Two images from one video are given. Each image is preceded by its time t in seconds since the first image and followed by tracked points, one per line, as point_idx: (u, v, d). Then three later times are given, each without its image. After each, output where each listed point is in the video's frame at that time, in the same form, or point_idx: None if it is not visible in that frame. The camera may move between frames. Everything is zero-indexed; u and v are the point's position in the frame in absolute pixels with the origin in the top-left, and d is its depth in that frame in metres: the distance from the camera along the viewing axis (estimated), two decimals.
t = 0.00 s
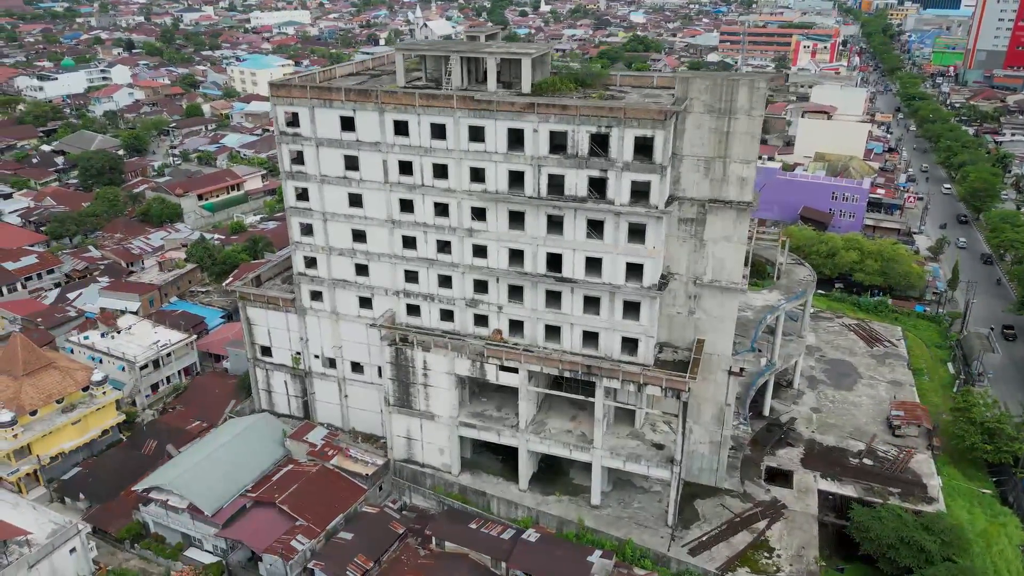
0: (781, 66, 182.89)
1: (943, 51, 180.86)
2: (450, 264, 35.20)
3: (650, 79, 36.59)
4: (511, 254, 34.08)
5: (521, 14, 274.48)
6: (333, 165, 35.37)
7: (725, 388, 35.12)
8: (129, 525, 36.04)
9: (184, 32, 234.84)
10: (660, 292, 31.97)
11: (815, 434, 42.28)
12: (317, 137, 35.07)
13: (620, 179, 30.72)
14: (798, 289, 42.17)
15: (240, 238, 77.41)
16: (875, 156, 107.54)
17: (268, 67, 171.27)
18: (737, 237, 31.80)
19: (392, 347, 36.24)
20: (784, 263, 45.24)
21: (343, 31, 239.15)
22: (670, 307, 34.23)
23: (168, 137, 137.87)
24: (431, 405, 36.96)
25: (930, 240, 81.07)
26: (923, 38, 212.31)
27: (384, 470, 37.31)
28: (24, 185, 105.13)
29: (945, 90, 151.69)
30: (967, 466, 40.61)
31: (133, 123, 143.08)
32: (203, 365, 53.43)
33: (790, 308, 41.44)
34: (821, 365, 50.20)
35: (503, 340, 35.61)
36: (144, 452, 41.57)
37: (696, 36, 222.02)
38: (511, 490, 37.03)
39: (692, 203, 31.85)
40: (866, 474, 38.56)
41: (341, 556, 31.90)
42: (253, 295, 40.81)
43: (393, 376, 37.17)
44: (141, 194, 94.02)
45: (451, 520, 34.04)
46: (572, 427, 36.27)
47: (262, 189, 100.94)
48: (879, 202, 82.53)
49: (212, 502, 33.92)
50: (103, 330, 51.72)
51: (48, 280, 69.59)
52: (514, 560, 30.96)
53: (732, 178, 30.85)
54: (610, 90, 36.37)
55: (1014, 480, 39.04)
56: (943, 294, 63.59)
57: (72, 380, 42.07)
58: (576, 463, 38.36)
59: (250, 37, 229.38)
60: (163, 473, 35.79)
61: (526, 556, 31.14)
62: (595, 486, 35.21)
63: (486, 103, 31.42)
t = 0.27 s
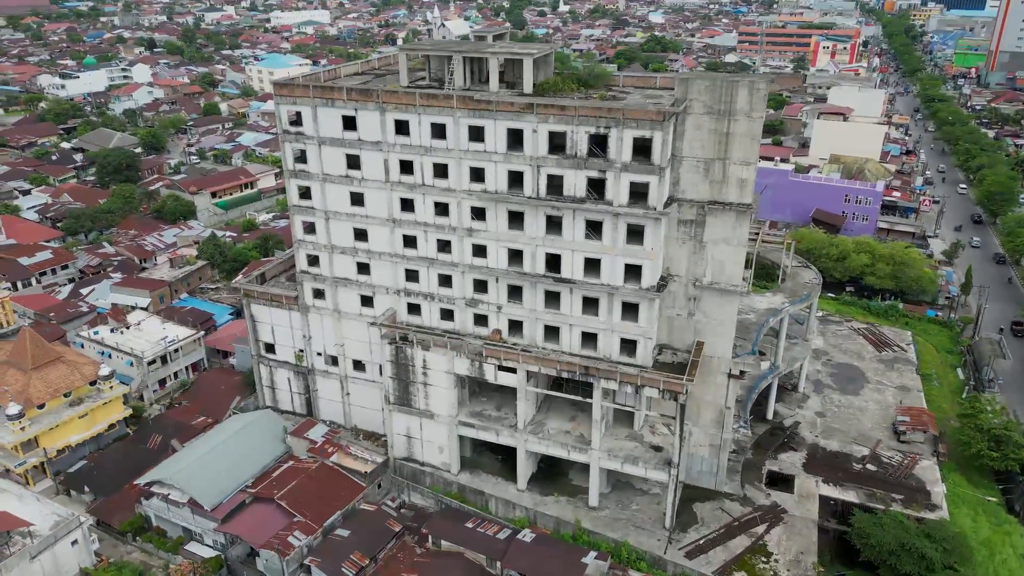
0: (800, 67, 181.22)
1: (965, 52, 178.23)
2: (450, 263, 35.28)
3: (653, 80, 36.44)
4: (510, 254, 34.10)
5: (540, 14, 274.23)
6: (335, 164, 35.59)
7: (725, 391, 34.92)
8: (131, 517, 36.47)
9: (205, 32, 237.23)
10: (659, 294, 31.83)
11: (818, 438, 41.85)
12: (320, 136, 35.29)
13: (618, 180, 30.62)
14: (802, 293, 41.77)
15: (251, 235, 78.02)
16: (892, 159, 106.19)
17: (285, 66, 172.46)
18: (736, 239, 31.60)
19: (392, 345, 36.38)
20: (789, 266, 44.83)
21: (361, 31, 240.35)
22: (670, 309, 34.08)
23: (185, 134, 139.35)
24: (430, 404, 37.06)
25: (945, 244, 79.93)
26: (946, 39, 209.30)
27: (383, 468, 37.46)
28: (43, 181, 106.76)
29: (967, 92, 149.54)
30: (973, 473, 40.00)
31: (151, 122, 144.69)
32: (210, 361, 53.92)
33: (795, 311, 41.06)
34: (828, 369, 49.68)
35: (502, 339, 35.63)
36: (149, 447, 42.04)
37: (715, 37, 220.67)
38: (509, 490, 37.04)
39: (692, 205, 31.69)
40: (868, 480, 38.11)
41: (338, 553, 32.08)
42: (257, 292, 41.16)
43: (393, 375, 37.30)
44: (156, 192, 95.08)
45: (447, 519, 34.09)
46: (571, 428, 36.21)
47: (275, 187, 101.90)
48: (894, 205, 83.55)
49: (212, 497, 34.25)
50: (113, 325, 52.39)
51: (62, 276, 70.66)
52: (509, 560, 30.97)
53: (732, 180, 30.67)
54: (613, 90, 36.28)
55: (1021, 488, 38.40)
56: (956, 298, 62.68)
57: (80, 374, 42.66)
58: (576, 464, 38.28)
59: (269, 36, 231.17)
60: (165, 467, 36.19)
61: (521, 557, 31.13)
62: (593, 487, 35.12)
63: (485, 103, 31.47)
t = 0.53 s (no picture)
0: (817, 68, 179.55)
1: (987, 53, 175.63)
2: (450, 262, 35.35)
3: (656, 80, 36.31)
4: (510, 253, 34.11)
5: (557, 14, 273.97)
6: (337, 162, 35.79)
7: (725, 393, 34.72)
8: (134, 511, 36.89)
9: (224, 31, 239.39)
10: (657, 295, 31.69)
11: (822, 442, 41.45)
12: (322, 135, 35.51)
13: (617, 181, 30.53)
14: (807, 295, 41.45)
15: (262, 233, 78.59)
16: (908, 160, 104.93)
17: (301, 65, 173.54)
18: (736, 241, 31.42)
19: (392, 344, 36.53)
20: (794, 269, 44.51)
21: (379, 30, 241.70)
22: (669, 310, 33.95)
23: (202, 132, 140.75)
24: (430, 402, 37.17)
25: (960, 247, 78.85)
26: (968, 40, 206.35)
27: (382, 465, 37.60)
28: (61, 178, 108.33)
29: (987, 94, 147.38)
30: (979, 480, 39.44)
31: (168, 120, 146.17)
32: (217, 357, 54.37)
33: (798, 314, 40.73)
34: (834, 373, 49.19)
35: (501, 339, 35.66)
36: (154, 441, 42.50)
37: (733, 37, 219.30)
38: (507, 490, 37.06)
39: (691, 206, 31.54)
40: (871, 485, 37.70)
41: (334, 549, 32.26)
42: (261, 289, 41.48)
43: (394, 373, 37.45)
44: (170, 189, 96.07)
45: (444, 518, 34.17)
46: (570, 429, 36.15)
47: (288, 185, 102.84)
48: (909, 208, 82.30)
49: (212, 491, 34.56)
50: (122, 321, 53.00)
51: (76, 272, 71.68)
52: (503, 559, 31.00)
53: (732, 181, 30.49)
54: (615, 91, 36.20)
55: None
56: (968, 303, 61.83)
57: (87, 368, 43.20)
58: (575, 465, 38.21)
59: (287, 36, 232.80)
60: (167, 462, 36.57)
61: (516, 556, 31.11)
62: (591, 488, 35.05)
63: (485, 103, 31.49)
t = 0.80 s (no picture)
0: (835, 69, 177.83)
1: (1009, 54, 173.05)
2: (450, 262, 35.43)
3: (658, 81, 36.21)
4: (510, 254, 34.13)
5: (574, 14, 273.65)
6: (340, 161, 35.99)
7: (725, 396, 34.56)
8: (137, 504, 37.31)
9: (243, 30, 241.32)
10: (656, 296, 31.57)
11: (825, 447, 41.09)
12: (325, 134, 35.70)
13: (616, 181, 30.46)
14: (811, 298, 41.14)
15: (273, 232, 79.13)
16: (924, 162, 103.64)
17: (317, 65, 174.49)
18: (736, 242, 31.27)
19: (392, 342, 36.67)
20: (800, 271, 44.21)
21: (396, 30, 242.51)
22: (669, 312, 33.83)
23: (218, 131, 141.98)
24: (430, 401, 37.28)
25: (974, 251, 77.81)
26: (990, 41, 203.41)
27: (383, 463, 37.74)
28: (78, 175, 109.75)
29: (1008, 96, 145.16)
30: (985, 487, 38.87)
31: (185, 119, 147.59)
32: (225, 354, 54.85)
33: (802, 317, 40.43)
34: (840, 377, 48.71)
35: (501, 339, 35.72)
36: (159, 436, 42.99)
37: (750, 37, 217.96)
38: (506, 490, 37.08)
39: (691, 207, 31.43)
40: (874, 490, 37.31)
41: (332, 546, 32.45)
42: (265, 287, 41.79)
43: (394, 372, 37.59)
44: (184, 187, 96.98)
45: (442, 516, 34.27)
46: (569, 429, 36.11)
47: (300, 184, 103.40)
48: (923, 211, 79.09)
49: (213, 487, 34.92)
50: (132, 317, 53.65)
51: (89, 268, 72.62)
52: (499, 558, 31.04)
53: (732, 183, 30.34)
54: (617, 91, 36.16)
55: None
56: (980, 308, 60.99)
57: (94, 363, 43.78)
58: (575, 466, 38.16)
59: (305, 35, 234.27)
60: (170, 457, 36.93)
61: (511, 556, 31.15)
62: (589, 489, 34.98)
63: (484, 103, 31.54)
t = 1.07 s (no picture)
0: (854, 70, 175.84)
1: None
2: (452, 261, 35.51)
3: (662, 81, 36.06)
4: (510, 254, 34.15)
5: (592, 14, 273.05)
6: (343, 160, 36.19)
7: (725, 398, 34.37)
8: (141, 499, 37.76)
9: (262, 30, 242.95)
10: (656, 298, 31.47)
11: (829, 451, 40.70)
12: (329, 133, 35.90)
13: (615, 182, 30.41)
14: (816, 301, 40.79)
15: (284, 230, 79.66)
16: (941, 165, 102.24)
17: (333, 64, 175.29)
18: (736, 244, 31.10)
19: (393, 341, 36.83)
20: (806, 274, 43.84)
21: (413, 30, 243.00)
22: (670, 314, 33.70)
23: (234, 129, 143.10)
24: (431, 400, 37.40)
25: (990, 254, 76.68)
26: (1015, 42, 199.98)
27: (383, 461, 37.91)
28: (96, 173, 111.18)
29: None
30: (991, 494, 38.31)
31: (202, 117, 148.98)
32: (233, 350, 55.34)
33: (807, 320, 40.09)
34: (847, 381, 48.19)
35: (501, 339, 35.75)
36: (165, 431, 43.48)
37: (769, 37, 216.11)
38: (506, 490, 37.12)
39: (692, 209, 31.28)
40: (877, 496, 36.89)
41: (329, 543, 32.65)
42: (271, 285, 42.13)
43: (396, 370, 37.74)
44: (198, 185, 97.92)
45: (440, 515, 34.36)
46: (569, 430, 36.07)
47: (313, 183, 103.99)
48: (938, 214, 78.65)
49: (214, 482, 35.28)
50: (141, 313, 54.28)
51: (102, 264, 73.55)
52: (495, 558, 31.08)
53: (732, 185, 30.20)
54: (621, 92, 36.05)
55: None
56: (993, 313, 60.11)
57: (103, 358, 44.40)
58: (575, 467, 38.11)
59: (323, 35, 235.36)
60: (173, 452, 37.34)
61: (508, 555, 31.17)
62: (588, 490, 34.95)
63: (485, 103, 31.60)
